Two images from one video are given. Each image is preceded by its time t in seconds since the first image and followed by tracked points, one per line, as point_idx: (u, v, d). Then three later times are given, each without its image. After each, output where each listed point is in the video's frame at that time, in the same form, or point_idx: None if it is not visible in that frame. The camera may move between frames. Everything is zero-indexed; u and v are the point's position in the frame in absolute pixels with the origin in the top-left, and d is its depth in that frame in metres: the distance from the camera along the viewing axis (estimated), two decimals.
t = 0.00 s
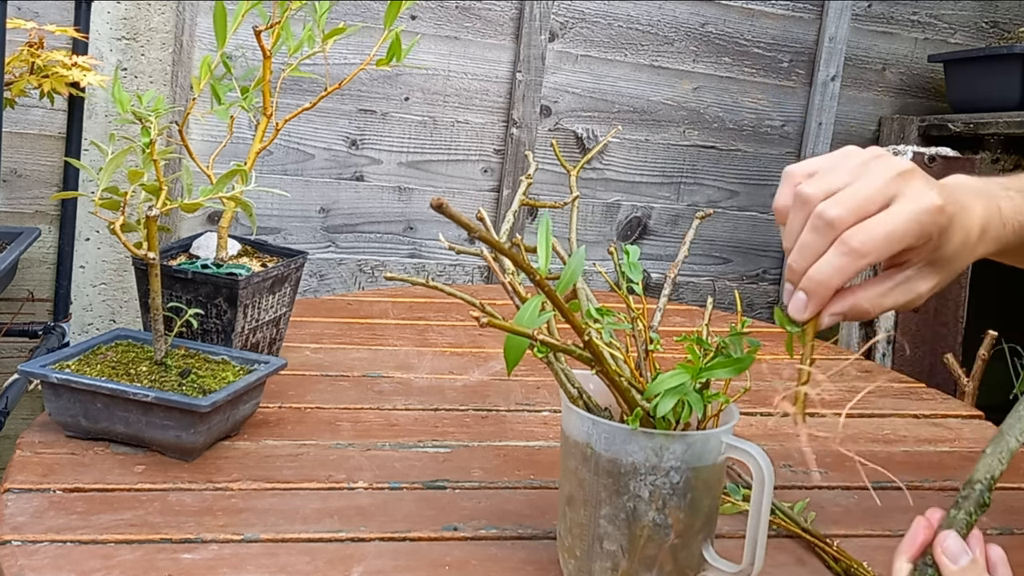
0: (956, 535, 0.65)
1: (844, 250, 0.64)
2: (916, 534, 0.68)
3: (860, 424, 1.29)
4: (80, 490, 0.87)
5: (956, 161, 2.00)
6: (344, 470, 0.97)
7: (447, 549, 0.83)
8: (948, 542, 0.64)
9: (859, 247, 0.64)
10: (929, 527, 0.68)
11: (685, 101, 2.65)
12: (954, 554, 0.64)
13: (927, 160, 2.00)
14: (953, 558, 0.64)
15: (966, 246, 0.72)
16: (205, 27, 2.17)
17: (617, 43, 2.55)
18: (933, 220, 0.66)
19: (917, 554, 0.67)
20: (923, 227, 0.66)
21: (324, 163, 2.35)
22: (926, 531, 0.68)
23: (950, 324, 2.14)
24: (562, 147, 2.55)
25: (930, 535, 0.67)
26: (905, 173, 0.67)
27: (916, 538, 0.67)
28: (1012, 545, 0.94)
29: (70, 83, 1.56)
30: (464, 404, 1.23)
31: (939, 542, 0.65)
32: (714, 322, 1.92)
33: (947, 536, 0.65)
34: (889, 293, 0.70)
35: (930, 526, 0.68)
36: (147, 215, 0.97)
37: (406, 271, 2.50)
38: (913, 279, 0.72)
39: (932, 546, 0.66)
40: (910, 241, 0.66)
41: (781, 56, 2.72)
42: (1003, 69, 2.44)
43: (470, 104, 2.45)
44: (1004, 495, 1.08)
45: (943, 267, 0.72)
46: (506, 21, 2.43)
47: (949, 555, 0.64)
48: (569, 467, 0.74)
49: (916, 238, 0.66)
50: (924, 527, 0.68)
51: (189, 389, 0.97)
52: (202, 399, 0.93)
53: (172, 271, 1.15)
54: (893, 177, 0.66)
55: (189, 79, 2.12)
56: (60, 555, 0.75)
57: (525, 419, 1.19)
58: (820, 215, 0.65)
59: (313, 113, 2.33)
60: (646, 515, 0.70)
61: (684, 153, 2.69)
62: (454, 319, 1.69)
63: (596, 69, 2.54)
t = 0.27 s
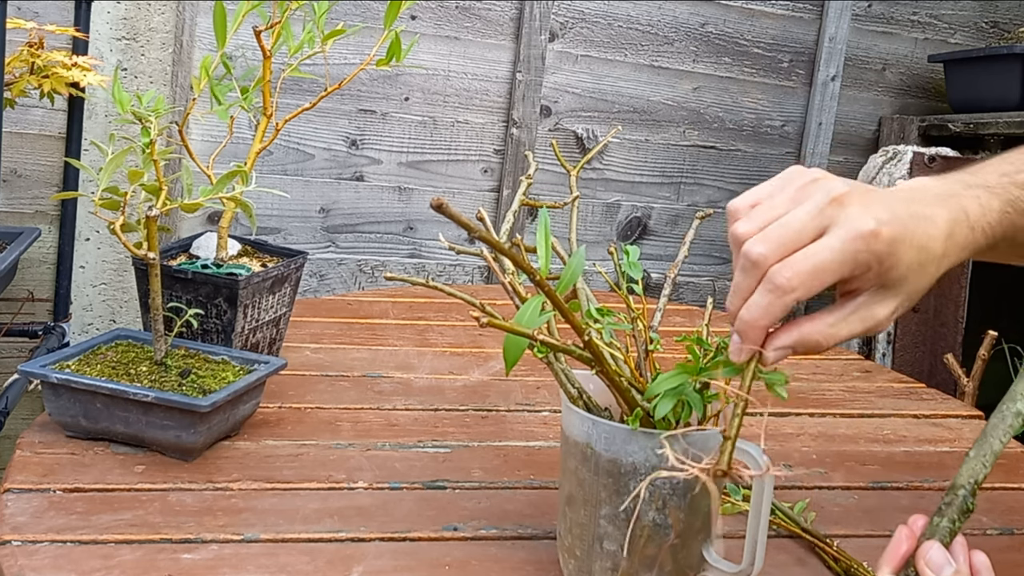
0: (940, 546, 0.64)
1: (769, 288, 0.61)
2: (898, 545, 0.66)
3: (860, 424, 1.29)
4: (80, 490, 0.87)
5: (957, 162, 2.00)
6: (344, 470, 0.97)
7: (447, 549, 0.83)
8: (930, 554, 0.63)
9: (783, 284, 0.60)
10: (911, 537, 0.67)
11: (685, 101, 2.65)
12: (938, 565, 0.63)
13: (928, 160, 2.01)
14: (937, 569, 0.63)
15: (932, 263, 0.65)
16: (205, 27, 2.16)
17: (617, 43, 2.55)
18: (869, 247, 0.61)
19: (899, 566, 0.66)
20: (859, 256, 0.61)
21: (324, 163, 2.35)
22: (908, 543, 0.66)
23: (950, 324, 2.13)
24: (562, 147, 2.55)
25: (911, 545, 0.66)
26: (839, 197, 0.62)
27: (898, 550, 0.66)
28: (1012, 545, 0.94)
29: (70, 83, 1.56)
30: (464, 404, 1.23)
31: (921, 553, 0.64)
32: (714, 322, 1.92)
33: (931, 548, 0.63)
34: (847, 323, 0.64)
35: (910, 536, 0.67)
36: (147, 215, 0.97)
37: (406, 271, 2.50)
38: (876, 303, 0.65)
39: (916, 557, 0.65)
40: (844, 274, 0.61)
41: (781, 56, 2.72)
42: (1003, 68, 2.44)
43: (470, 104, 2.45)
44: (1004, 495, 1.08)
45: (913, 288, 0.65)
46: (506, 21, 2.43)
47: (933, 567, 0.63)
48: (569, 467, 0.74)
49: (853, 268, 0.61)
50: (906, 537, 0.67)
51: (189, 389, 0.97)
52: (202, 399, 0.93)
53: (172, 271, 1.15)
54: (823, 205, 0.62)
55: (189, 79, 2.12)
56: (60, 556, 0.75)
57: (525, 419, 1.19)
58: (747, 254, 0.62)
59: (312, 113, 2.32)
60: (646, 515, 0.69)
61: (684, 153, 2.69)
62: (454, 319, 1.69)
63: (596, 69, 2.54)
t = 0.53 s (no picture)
0: (934, 551, 0.64)
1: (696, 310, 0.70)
2: (892, 550, 0.66)
3: (860, 424, 1.29)
4: (80, 490, 0.87)
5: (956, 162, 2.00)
6: (344, 470, 0.97)
7: (447, 549, 0.83)
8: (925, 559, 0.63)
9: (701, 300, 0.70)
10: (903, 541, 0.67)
11: (685, 101, 2.65)
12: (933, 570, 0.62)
13: (928, 160, 2.00)
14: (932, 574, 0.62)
15: (858, 250, 0.71)
16: (205, 27, 2.16)
17: (617, 43, 2.55)
18: (773, 241, 0.70)
19: (894, 570, 0.66)
20: (765, 251, 0.70)
21: (324, 164, 2.35)
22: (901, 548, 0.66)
23: (949, 324, 2.15)
24: (562, 147, 2.55)
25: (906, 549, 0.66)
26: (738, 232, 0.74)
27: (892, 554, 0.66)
28: (1012, 546, 0.94)
29: (70, 83, 1.55)
30: (464, 404, 1.23)
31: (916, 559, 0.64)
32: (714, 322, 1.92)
33: (926, 551, 0.63)
34: (803, 319, 0.68)
35: (904, 541, 0.67)
36: (147, 215, 0.97)
37: (406, 271, 2.50)
38: (821, 292, 0.70)
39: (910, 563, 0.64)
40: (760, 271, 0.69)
41: (781, 56, 2.72)
42: (1003, 69, 2.44)
43: (470, 104, 2.45)
44: (1003, 495, 1.08)
45: (852, 276, 0.70)
46: (506, 21, 2.43)
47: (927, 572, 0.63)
48: (569, 467, 0.74)
49: (764, 263, 0.70)
50: (899, 543, 0.67)
51: (189, 389, 0.97)
52: (203, 399, 0.93)
53: (172, 271, 1.15)
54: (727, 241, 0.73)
55: (189, 79, 2.11)
56: (60, 556, 0.75)
57: (525, 419, 1.19)
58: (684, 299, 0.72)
59: (312, 113, 2.32)
60: (646, 515, 0.69)
61: (684, 153, 2.69)
62: (454, 319, 1.70)
63: (596, 69, 2.54)
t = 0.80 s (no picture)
0: (953, 552, 0.63)
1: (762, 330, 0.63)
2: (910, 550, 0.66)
3: (860, 424, 1.29)
4: (80, 490, 0.87)
5: (956, 161, 2.00)
6: (344, 470, 0.97)
7: (447, 549, 0.83)
8: (944, 560, 0.63)
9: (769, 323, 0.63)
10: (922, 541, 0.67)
11: (685, 101, 2.65)
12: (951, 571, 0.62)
13: (928, 160, 2.00)
14: None
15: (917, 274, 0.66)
16: (205, 27, 2.16)
17: (617, 43, 2.55)
18: (841, 263, 0.64)
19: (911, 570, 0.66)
20: (833, 274, 0.63)
21: (323, 164, 2.35)
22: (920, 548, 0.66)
23: (950, 325, 2.14)
24: (562, 147, 2.55)
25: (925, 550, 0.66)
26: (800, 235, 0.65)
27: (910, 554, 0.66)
28: (1012, 546, 0.94)
29: (70, 83, 1.55)
30: (464, 404, 1.23)
31: (932, 559, 0.63)
32: (714, 322, 1.92)
33: (945, 552, 0.63)
34: (854, 347, 0.65)
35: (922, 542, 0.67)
36: (147, 215, 0.97)
37: (406, 271, 2.50)
38: (871, 320, 0.66)
39: (928, 563, 0.64)
40: (828, 297, 0.64)
41: (781, 56, 2.72)
42: (1003, 69, 2.44)
43: (470, 104, 2.45)
44: (1003, 495, 1.08)
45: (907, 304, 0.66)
46: (506, 21, 2.43)
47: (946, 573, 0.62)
48: (569, 467, 0.74)
49: (831, 287, 0.64)
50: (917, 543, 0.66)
51: (189, 389, 0.97)
52: (202, 399, 0.93)
53: (172, 271, 1.15)
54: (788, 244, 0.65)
55: (189, 79, 2.11)
56: (60, 555, 0.75)
57: (525, 419, 1.19)
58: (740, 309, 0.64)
59: (312, 113, 2.33)
60: (646, 515, 0.69)
61: (684, 153, 2.69)
62: (454, 319, 1.69)
63: (596, 69, 2.54)
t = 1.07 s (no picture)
0: (955, 541, 0.64)
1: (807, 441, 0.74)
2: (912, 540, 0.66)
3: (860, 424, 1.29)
4: (80, 490, 0.87)
5: (955, 161, 1.99)
6: (344, 470, 0.97)
7: (447, 549, 0.83)
8: (946, 550, 0.63)
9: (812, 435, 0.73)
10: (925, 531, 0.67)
11: (685, 101, 2.65)
12: (953, 562, 0.63)
13: (927, 160, 1.99)
14: (952, 565, 0.63)
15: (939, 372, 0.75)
16: (205, 27, 2.17)
17: (617, 43, 2.55)
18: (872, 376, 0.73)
19: (914, 561, 0.66)
20: (864, 388, 0.73)
21: (323, 164, 2.35)
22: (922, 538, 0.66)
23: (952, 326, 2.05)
24: (562, 147, 2.55)
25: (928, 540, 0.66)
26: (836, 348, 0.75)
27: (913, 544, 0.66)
28: (1012, 545, 0.95)
29: (70, 82, 1.55)
30: (464, 404, 1.23)
31: (936, 548, 0.64)
32: (714, 322, 1.92)
33: (947, 541, 0.64)
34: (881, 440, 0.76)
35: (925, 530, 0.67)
36: (147, 215, 0.97)
37: (405, 271, 2.50)
38: (895, 416, 0.75)
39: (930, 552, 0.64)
40: (858, 406, 0.73)
41: (781, 56, 2.72)
42: (1003, 69, 2.44)
43: (470, 104, 2.45)
44: (1004, 495, 1.08)
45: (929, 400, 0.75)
46: (506, 21, 2.43)
47: (949, 563, 0.63)
48: (569, 467, 0.74)
49: (862, 399, 0.73)
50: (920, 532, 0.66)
51: (189, 389, 0.97)
52: (202, 399, 0.93)
53: (172, 271, 1.15)
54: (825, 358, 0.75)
55: (189, 79, 2.12)
56: (60, 556, 0.75)
57: (525, 419, 1.19)
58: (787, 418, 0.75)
59: (312, 113, 2.33)
60: (646, 515, 0.69)
61: (684, 153, 2.69)
62: (454, 319, 1.70)
63: (596, 69, 2.54)
